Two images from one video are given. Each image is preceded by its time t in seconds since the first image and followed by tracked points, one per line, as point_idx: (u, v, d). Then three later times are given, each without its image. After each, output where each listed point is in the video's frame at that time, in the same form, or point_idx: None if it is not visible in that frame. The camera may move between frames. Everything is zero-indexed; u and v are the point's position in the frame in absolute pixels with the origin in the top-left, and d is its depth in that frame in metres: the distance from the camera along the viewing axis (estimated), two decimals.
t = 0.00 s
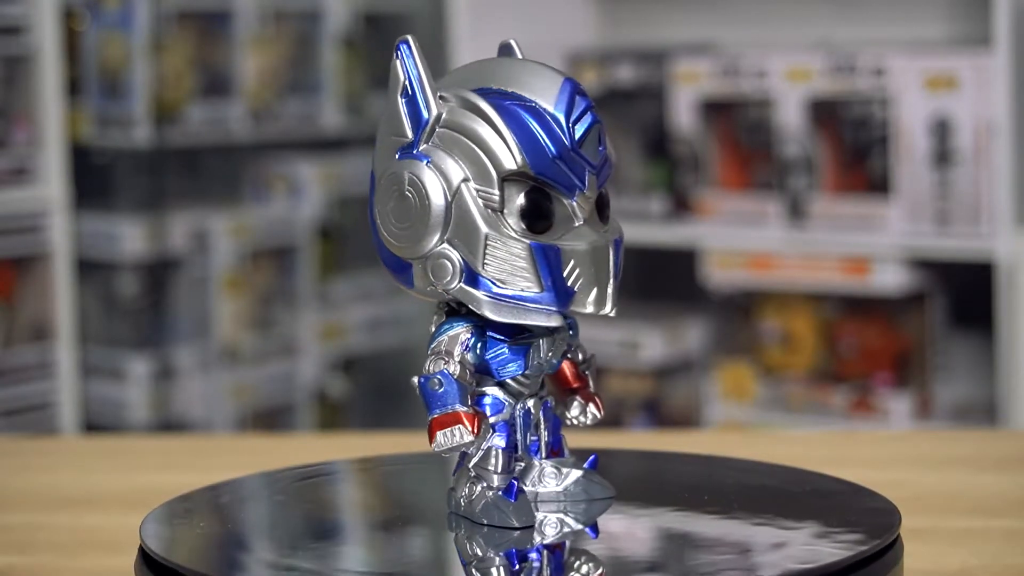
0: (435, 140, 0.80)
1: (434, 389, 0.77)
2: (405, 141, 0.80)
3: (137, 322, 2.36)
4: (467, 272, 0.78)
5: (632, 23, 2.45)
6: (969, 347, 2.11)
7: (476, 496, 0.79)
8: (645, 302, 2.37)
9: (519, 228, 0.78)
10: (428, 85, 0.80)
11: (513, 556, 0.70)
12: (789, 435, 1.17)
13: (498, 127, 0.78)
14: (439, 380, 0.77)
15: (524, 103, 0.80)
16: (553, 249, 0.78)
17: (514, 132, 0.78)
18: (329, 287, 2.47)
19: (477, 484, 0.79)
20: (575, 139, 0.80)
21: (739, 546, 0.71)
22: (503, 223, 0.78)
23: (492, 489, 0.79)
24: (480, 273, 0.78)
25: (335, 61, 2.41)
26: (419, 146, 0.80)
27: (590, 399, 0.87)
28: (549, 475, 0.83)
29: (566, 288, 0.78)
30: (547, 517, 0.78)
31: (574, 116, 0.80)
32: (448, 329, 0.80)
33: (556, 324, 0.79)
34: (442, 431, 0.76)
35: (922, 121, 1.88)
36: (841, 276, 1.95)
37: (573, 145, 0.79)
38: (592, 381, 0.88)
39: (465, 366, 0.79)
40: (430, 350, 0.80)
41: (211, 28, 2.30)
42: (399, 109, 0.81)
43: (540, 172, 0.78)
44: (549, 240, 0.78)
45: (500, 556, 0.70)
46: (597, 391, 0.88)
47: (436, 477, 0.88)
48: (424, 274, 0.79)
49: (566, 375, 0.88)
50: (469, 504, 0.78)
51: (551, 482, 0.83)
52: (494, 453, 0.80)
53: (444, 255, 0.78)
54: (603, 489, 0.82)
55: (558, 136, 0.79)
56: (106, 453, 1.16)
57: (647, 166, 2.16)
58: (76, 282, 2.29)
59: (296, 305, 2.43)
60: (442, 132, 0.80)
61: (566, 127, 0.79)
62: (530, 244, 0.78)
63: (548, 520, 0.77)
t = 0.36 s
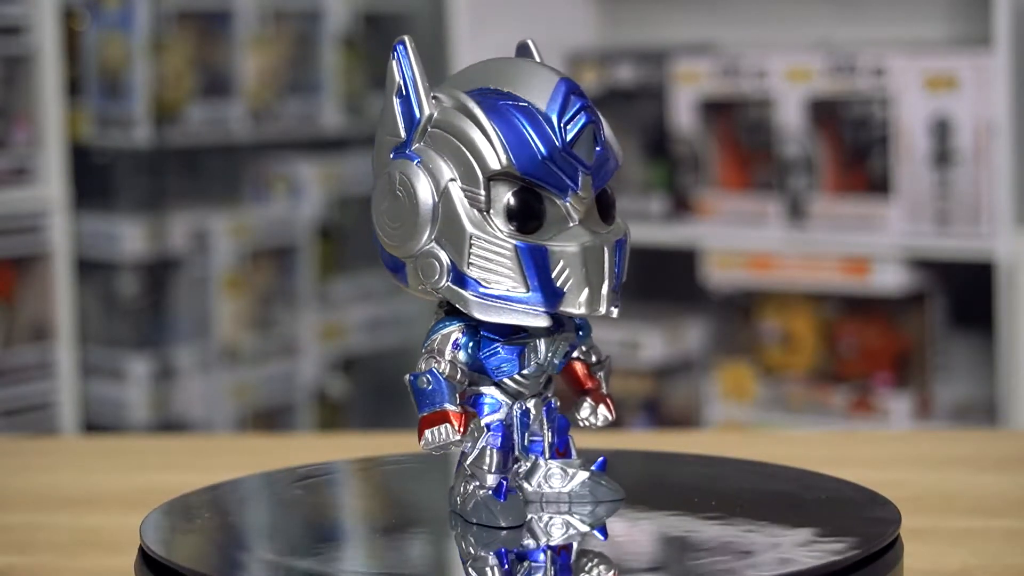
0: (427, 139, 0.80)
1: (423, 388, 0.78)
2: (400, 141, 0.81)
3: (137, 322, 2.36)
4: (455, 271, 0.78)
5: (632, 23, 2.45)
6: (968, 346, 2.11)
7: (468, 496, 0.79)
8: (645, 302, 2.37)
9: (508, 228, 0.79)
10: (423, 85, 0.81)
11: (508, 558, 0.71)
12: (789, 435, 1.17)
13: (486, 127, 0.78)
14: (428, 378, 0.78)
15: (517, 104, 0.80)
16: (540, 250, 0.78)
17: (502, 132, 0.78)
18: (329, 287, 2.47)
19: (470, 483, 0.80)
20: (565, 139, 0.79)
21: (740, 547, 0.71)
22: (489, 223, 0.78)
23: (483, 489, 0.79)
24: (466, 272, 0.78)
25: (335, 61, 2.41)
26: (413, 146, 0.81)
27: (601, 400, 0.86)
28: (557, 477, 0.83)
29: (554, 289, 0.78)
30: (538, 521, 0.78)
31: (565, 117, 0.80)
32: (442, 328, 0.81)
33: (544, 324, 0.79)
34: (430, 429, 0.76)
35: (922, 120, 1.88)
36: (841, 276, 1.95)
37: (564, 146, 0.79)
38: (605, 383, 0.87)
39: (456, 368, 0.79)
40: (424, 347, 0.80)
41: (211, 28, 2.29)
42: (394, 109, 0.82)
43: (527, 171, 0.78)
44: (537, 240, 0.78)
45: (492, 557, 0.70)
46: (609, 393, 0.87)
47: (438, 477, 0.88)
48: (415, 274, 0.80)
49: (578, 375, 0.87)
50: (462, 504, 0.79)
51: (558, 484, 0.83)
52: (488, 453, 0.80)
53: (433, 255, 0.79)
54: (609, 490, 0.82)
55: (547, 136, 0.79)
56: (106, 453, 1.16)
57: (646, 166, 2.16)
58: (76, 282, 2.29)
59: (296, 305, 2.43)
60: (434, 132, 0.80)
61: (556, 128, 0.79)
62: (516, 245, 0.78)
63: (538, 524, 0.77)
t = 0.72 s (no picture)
0: (422, 139, 0.81)
1: (414, 386, 0.80)
2: (398, 141, 0.82)
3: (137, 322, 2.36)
4: (444, 271, 0.79)
5: (632, 24, 2.45)
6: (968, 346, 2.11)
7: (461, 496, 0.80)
8: (645, 301, 2.37)
9: (497, 228, 0.79)
10: (421, 85, 0.82)
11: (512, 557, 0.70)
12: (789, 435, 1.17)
13: (474, 129, 0.79)
14: (416, 377, 0.80)
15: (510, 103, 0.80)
16: (527, 251, 0.78)
17: (491, 133, 0.78)
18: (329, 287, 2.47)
19: (465, 483, 0.80)
20: (557, 138, 0.79)
21: (740, 546, 0.71)
22: (477, 223, 0.79)
23: (475, 487, 0.80)
24: (455, 273, 0.79)
25: (335, 61, 2.41)
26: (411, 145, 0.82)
27: (610, 403, 0.85)
28: (566, 477, 0.83)
29: (541, 290, 0.78)
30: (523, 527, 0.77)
31: (557, 116, 0.79)
32: (439, 326, 0.81)
33: (531, 325, 0.79)
34: (418, 427, 0.79)
35: (922, 120, 1.88)
36: (841, 276, 1.96)
37: (554, 146, 0.78)
38: (616, 384, 0.86)
39: (449, 369, 0.80)
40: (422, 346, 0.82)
41: (211, 28, 2.30)
42: (393, 109, 0.83)
43: (514, 172, 0.78)
44: (525, 240, 0.79)
45: (478, 555, 0.70)
46: (621, 395, 0.86)
47: (436, 476, 0.88)
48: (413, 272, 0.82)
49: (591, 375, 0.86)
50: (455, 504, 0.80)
51: (565, 484, 0.83)
52: (480, 453, 0.82)
53: (425, 255, 0.80)
54: (612, 493, 0.81)
55: (537, 135, 0.78)
56: (106, 453, 1.17)
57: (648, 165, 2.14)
58: (77, 282, 2.29)
59: (296, 305, 2.43)
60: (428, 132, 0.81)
61: (546, 128, 0.79)
62: (502, 246, 0.78)
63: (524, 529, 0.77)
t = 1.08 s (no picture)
0: (418, 139, 0.82)
1: (408, 384, 0.81)
2: (396, 141, 0.83)
3: (137, 322, 2.36)
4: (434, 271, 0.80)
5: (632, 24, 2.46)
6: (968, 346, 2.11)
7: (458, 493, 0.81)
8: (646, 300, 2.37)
9: (486, 228, 0.79)
10: (419, 84, 0.83)
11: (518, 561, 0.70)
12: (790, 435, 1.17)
13: (463, 129, 0.79)
14: (409, 375, 0.81)
15: (502, 104, 0.80)
16: (512, 251, 0.78)
17: (482, 132, 0.79)
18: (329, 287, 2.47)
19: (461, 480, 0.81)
20: (546, 139, 0.79)
21: (740, 548, 0.71)
22: (464, 223, 0.79)
23: (467, 485, 0.80)
24: (442, 273, 0.79)
25: (335, 61, 2.41)
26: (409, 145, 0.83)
27: (616, 405, 0.85)
28: (570, 476, 0.83)
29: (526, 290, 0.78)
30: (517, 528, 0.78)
31: (547, 117, 0.79)
32: (436, 325, 0.82)
33: (519, 324, 0.79)
34: (410, 425, 0.80)
35: (923, 120, 1.88)
36: (841, 276, 1.96)
37: (543, 146, 0.78)
38: (625, 387, 0.85)
39: (443, 368, 0.81)
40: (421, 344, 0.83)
41: (211, 28, 2.29)
42: (393, 109, 0.84)
43: (502, 172, 0.78)
44: (514, 241, 0.79)
45: (471, 557, 0.71)
46: (629, 398, 0.85)
47: (436, 477, 0.88)
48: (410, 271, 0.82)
49: (601, 377, 0.86)
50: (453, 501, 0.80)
51: (568, 485, 0.82)
52: (475, 451, 0.82)
53: (417, 254, 0.81)
54: (618, 493, 0.81)
55: (526, 136, 0.78)
56: (106, 454, 1.17)
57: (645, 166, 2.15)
58: (77, 282, 2.29)
59: (296, 305, 2.43)
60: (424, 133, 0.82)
61: (536, 128, 0.79)
62: (487, 245, 0.78)
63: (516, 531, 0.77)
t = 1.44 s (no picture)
0: (416, 139, 0.82)
1: (404, 382, 0.82)
2: (396, 140, 0.84)
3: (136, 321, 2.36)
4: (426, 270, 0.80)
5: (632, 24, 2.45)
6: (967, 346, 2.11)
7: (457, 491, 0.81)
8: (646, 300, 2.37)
9: (475, 227, 0.79)
10: (419, 83, 0.83)
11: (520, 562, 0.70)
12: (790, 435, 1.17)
13: (454, 129, 0.79)
14: (405, 373, 0.81)
15: (496, 104, 0.80)
16: (499, 251, 0.78)
17: (471, 132, 0.79)
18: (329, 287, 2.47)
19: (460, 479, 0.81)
20: (535, 139, 0.79)
21: (738, 549, 0.71)
22: (454, 223, 0.79)
23: (462, 484, 0.81)
24: (433, 272, 0.80)
25: (335, 62, 2.41)
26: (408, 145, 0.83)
27: (619, 408, 0.84)
28: (574, 478, 0.83)
29: (513, 291, 0.78)
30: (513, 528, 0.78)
31: (537, 117, 0.79)
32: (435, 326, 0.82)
33: (506, 323, 0.79)
34: (406, 423, 0.81)
35: (923, 121, 1.88)
36: (841, 276, 1.96)
37: (531, 146, 0.78)
38: (630, 390, 0.84)
39: (440, 368, 0.81)
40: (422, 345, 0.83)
41: (211, 28, 2.29)
42: (395, 109, 0.84)
43: (489, 172, 0.78)
44: (502, 240, 0.79)
45: (472, 557, 0.71)
46: (635, 400, 0.84)
47: (437, 477, 0.88)
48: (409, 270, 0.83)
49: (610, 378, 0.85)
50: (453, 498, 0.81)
51: (572, 485, 0.83)
52: (475, 451, 0.83)
53: (412, 254, 0.81)
54: (622, 495, 0.81)
55: (515, 137, 0.79)
56: (106, 454, 1.17)
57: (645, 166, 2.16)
58: (77, 283, 2.29)
59: (296, 305, 2.44)
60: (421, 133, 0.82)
61: (526, 128, 0.79)
62: (475, 244, 0.78)
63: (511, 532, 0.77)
